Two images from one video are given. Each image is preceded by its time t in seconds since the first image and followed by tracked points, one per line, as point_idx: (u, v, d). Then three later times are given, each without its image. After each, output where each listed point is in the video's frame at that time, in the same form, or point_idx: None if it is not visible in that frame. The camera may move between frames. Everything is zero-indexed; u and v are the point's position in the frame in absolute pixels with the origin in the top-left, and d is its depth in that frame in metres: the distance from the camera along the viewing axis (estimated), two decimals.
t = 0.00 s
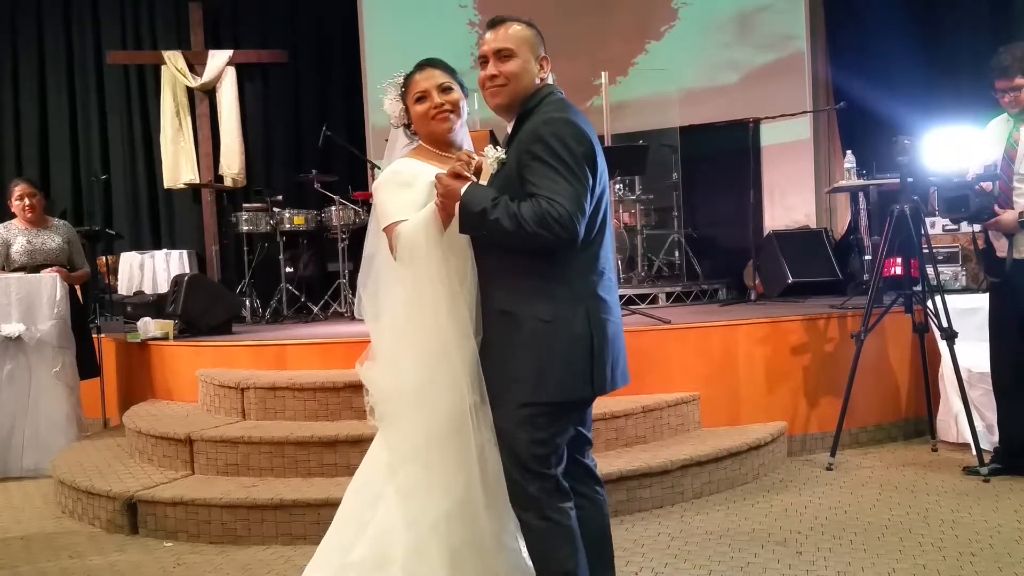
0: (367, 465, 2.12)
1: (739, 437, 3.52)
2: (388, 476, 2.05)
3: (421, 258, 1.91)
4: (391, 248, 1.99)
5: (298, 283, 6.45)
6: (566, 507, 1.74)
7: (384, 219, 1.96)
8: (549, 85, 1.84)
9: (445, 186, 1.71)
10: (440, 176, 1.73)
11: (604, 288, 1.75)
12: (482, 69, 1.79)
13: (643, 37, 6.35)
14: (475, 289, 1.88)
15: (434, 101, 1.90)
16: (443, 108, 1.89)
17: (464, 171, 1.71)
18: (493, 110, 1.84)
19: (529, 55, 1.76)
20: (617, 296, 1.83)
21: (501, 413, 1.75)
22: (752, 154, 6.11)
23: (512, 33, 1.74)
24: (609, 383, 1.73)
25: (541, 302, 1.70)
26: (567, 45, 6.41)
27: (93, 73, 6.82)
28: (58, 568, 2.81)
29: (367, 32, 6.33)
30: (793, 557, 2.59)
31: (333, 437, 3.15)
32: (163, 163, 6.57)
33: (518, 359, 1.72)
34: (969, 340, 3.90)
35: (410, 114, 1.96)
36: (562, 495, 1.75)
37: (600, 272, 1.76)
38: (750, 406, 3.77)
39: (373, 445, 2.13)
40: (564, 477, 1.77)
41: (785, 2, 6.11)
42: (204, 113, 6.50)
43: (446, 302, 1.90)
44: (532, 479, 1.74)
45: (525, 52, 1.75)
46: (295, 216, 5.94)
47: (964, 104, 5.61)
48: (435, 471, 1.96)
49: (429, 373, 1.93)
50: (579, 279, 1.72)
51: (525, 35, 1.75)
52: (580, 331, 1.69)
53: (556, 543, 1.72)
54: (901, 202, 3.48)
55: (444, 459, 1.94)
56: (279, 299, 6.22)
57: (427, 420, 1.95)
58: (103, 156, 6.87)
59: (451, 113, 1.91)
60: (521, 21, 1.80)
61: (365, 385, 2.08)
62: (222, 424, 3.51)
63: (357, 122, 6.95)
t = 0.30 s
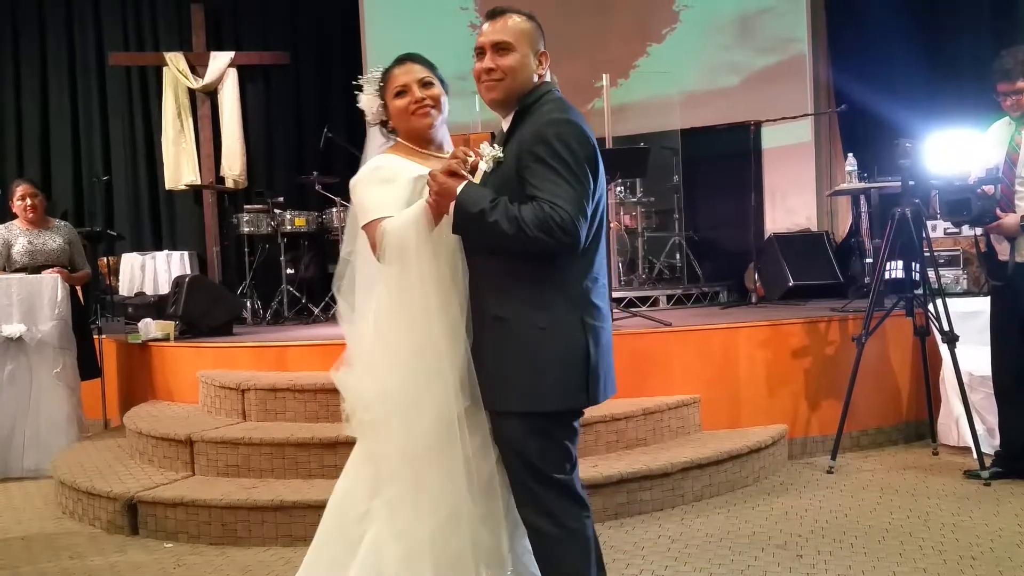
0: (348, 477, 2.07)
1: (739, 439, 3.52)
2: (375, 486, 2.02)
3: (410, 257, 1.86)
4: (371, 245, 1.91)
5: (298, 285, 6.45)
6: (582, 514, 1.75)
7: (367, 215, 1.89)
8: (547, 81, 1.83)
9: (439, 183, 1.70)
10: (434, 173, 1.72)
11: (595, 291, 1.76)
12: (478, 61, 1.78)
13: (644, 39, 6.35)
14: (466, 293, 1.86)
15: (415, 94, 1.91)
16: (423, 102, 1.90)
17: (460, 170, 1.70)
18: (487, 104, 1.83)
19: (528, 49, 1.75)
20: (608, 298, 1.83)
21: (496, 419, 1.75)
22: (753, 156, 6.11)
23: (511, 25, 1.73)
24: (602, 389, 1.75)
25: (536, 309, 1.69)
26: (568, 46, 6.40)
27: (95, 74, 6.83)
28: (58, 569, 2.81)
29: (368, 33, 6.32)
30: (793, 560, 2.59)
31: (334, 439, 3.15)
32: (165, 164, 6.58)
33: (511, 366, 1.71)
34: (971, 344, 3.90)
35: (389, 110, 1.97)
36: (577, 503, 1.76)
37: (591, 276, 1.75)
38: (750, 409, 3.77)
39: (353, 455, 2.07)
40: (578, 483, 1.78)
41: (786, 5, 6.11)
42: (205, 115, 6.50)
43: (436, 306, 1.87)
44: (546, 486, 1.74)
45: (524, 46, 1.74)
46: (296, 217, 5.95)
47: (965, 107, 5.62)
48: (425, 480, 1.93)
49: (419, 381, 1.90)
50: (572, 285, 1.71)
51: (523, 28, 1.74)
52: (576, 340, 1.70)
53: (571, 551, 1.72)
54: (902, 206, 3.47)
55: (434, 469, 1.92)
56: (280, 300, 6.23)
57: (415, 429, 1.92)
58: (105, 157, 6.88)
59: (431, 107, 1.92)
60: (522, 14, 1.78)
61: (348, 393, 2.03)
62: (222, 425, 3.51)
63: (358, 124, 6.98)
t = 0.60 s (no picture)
0: (337, 486, 2.01)
1: (741, 442, 3.52)
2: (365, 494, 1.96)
3: (405, 257, 1.84)
4: (361, 246, 1.88)
5: (300, 285, 6.45)
6: (584, 517, 1.76)
7: (357, 214, 1.86)
8: (540, 78, 1.84)
9: (439, 183, 1.69)
10: (433, 172, 1.70)
11: (589, 292, 1.77)
12: (471, 57, 1.77)
13: (647, 40, 6.35)
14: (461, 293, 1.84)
15: (398, 88, 1.88)
16: (406, 95, 1.87)
17: (459, 168, 1.69)
18: (478, 101, 1.82)
19: (523, 45, 1.75)
20: (602, 299, 1.84)
21: (493, 422, 1.74)
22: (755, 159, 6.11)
23: (505, 21, 1.73)
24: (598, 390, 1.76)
25: (533, 311, 1.69)
26: (571, 48, 6.40)
27: (98, 74, 6.84)
28: (59, 568, 2.81)
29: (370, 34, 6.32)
30: (793, 563, 2.59)
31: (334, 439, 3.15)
32: (167, 164, 6.58)
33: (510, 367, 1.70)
34: (973, 347, 3.89)
35: (371, 105, 1.93)
36: (581, 506, 1.77)
37: (585, 278, 1.75)
38: (751, 411, 3.77)
39: (342, 463, 2.02)
40: (580, 486, 1.79)
41: (789, 8, 6.11)
42: (208, 115, 6.50)
43: (429, 306, 1.83)
44: (548, 489, 1.74)
45: (518, 42, 1.74)
46: (298, 218, 5.96)
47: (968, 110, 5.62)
48: (417, 487, 1.88)
49: (410, 385, 1.86)
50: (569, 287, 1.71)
51: (517, 25, 1.74)
52: (578, 342, 1.71)
53: (573, 556, 1.73)
54: (904, 209, 3.47)
55: (425, 476, 1.86)
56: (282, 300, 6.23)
57: (406, 435, 1.87)
58: (107, 157, 6.89)
59: (415, 100, 1.89)
60: (515, 10, 1.78)
61: (336, 397, 1.97)
62: (223, 425, 3.51)
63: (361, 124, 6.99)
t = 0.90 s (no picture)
0: (334, 496, 1.98)
1: (743, 446, 3.51)
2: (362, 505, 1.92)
3: (408, 263, 1.83)
4: (364, 252, 1.87)
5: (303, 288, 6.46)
6: (588, 522, 1.77)
7: (359, 221, 1.84)
8: (539, 83, 1.85)
9: (445, 189, 1.66)
10: (438, 178, 1.68)
11: (591, 296, 1.78)
12: (470, 61, 1.77)
13: (650, 44, 6.35)
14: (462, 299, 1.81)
15: (394, 92, 1.88)
16: (401, 98, 1.87)
17: (466, 174, 1.67)
18: (477, 105, 1.82)
19: (523, 49, 1.75)
20: (602, 302, 1.85)
21: (498, 426, 1.75)
22: (758, 163, 6.11)
23: (504, 25, 1.74)
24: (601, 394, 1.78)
25: (538, 316, 1.70)
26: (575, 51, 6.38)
27: (102, 76, 6.86)
28: (60, 570, 2.81)
29: (373, 38, 6.33)
30: (796, 568, 2.58)
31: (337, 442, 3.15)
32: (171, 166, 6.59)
33: (516, 373, 1.70)
34: (974, 352, 3.90)
35: (365, 108, 1.93)
36: (585, 512, 1.78)
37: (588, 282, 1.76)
38: (754, 415, 3.77)
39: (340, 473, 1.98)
40: (583, 490, 1.80)
41: (792, 12, 6.12)
42: (211, 117, 6.51)
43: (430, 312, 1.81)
44: (552, 495, 1.75)
45: (518, 46, 1.75)
46: (301, 220, 5.96)
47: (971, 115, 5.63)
48: (416, 495, 1.84)
49: (411, 391, 1.84)
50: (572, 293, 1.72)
51: (517, 28, 1.74)
52: (582, 346, 1.72)
53: (578, 560, 1.73)
54: (908, 213, 3.47)
55: (426, 483, 1.84)
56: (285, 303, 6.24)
57: (407, 442, 1.85)
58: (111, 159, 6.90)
59: (410, 104, 1.89)
60: (515, 14, 1.78)
61: (336, 404, 1.95)
62: (225, 427, 3.51)
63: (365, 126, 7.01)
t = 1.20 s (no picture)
0: (339, 496, 1.96)
1: (744, 449, 3.51)
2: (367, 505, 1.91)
3: (417, 264, 1.83)
4: (371, 255, 1.86)
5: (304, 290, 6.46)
6: (585, 521, 1.78)
7: (366, 223, 1.83)
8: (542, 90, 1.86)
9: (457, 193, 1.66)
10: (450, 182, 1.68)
11: (594, 300, 1.82)
12: (476, 68, 1.78)
13: (651, 47, 6.36)
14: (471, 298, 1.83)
15: (400, 100, 1.88)
16: (406, 107, 1.87)
17: (477, 178, 1.68)
18: (482, 111, 1.82)
19: (527, 57, 1.76)
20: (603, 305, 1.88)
21: (503, 424, 1.77)
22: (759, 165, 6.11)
23: (510, 34, 1.74)
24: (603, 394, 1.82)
25: (545, 315, 1.74)
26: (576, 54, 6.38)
27: (104, 79, 6.87)
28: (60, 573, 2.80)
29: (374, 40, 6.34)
30: (796, 571, 2.58)
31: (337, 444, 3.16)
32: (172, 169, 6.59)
33: (521, 371, 1.74)
34: (974, 355, 3.91)
35: (370, 115, 1.93)
36: (580, 510, 1.78)
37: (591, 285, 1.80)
38: (755, 417, 3.77)
39: (344, 472, 1.97)
40: (582, 491, 1.81)
41: (793, 15, 6.12)
42: (212, 120, 6.52)
43: (439, 311, 1.81)
44: (554, 494, 1.76)
45: (523, 53, 1.75)
46: (302, 223, 5.97)
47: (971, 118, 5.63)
48: (424, 494, 1.84)
49: (420, 391, 1.83)
50: (576, 294, 1.76)
51: (522, 36, 1.75)
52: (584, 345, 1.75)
53: (573, 559, 1.74)
54: (908, 216, 3.48)
55: (432, 482, 1.84)
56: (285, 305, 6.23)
57: (415, 441, 1.84)
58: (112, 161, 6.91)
59: (416, 113, 1.90)
60: (519, 22, 1.79)
61: (339, 404, 1.93)
62: (226, 430, 3.51)
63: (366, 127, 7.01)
